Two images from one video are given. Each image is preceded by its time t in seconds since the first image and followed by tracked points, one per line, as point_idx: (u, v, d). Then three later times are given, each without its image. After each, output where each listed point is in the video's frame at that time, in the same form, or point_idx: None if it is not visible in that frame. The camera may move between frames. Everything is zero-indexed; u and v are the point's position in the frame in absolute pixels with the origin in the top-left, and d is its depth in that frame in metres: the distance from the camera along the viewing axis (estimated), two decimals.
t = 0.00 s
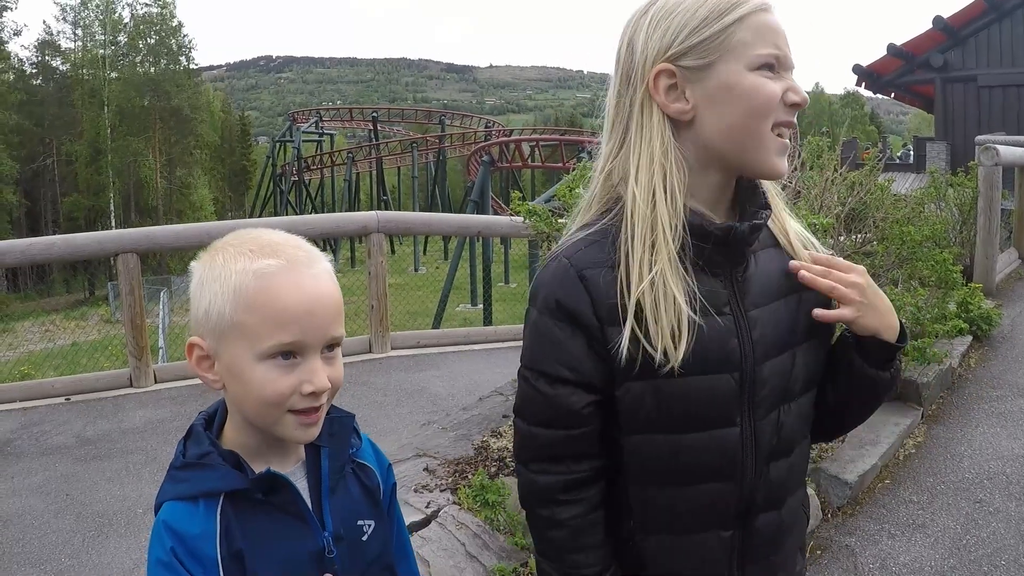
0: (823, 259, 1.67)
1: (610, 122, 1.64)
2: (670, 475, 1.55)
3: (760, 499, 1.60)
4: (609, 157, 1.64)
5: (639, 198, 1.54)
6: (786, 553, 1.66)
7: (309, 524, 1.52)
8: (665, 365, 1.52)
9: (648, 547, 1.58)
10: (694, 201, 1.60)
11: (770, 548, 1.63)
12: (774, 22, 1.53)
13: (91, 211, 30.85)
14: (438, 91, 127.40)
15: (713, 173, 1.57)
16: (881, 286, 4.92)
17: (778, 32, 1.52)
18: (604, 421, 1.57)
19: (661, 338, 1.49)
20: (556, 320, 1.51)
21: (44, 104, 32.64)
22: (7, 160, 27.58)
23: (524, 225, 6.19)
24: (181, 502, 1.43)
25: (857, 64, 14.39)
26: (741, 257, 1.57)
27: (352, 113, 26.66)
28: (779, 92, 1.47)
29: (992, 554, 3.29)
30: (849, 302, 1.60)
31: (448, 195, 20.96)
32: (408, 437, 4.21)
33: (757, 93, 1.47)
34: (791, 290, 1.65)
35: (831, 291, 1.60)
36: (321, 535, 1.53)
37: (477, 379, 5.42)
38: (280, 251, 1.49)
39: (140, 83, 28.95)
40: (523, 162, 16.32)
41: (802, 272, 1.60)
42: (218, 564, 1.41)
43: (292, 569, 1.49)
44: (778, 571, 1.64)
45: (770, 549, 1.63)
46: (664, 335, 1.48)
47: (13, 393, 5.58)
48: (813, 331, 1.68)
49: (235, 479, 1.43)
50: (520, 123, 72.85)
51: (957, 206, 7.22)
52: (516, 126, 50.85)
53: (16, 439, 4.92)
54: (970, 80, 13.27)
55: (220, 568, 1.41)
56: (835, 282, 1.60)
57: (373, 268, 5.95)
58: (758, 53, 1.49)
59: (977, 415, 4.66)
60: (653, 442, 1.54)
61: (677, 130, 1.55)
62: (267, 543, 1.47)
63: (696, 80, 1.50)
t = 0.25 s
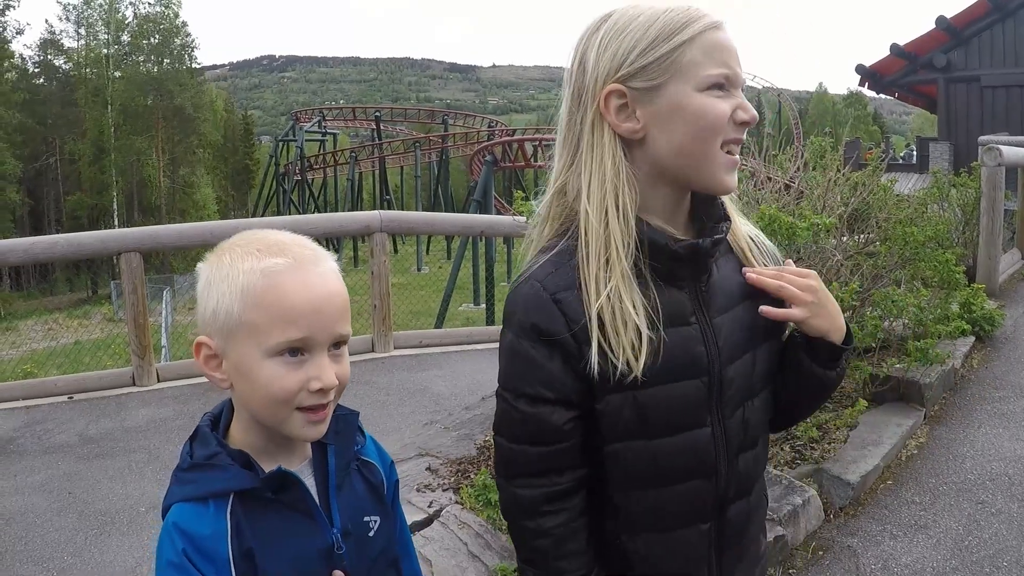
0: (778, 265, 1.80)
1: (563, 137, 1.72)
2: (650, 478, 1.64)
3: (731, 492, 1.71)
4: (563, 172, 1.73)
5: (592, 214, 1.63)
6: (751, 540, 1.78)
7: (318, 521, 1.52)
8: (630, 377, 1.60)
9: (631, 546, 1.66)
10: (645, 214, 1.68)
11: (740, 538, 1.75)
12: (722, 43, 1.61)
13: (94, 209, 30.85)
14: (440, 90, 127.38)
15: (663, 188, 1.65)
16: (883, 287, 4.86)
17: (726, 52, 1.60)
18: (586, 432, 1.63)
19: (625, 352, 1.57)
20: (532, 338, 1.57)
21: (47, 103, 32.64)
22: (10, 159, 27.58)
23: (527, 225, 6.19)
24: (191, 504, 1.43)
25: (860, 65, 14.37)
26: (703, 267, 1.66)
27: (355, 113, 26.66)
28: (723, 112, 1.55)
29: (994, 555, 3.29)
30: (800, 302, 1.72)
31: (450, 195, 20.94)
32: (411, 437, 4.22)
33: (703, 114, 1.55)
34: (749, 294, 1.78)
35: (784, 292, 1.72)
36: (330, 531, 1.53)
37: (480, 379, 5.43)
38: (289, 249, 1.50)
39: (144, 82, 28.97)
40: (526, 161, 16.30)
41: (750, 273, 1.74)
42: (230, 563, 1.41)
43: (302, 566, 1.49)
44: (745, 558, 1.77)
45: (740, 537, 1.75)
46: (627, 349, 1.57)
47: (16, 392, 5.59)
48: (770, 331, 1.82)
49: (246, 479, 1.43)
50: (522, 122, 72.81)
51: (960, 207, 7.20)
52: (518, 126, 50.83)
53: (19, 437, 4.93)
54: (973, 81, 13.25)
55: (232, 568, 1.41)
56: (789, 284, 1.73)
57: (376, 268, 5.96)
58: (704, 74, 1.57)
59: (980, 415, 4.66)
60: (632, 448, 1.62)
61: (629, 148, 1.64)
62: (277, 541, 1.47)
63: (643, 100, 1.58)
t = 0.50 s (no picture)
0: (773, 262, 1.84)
1: (565, 136, 1.74)
2: (649, 475, 1.65)
3: (724, 488, 1.74)
4: (564, 171, 1.74)
5: (589, 214, 1.64)
6: (742, 536, 1.81)
7: (326, 519, 1.52)
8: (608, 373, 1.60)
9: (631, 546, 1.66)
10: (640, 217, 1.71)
11: (734, 534, 1.78)
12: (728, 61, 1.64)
13: (98, 208, 30.88)
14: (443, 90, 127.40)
15: (659, 196, 1.68)
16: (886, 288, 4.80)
17: (731, 71, 1.64)
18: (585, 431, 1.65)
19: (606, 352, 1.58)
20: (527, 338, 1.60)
21: (50, 101, 32.66)
22: (14, 157, 27.61)
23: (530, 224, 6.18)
24: (199, 502, 1.43)
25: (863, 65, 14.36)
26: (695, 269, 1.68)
27: (358, 112, 26.68)
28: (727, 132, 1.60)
29: (997, 557, 3.29)
30: (799, 301, 1.79)
31: (453, 194, 20.94)
32: (413, 436, 4.22)
33: (710, 130, 1.59)
34: (741, 295, 1.82)
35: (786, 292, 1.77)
36: (338, 530, 1.53)
37: (482, 379, 5.42)
38: (297, 247, 1.50)
39: (147, 81, 29.00)
40: (529, 161, 16.30)
41: (754, 272, 1.77)
42: (239, 562, 1.42)
43: (310, 565, 1.49)
44: (738, 555, 1.79)
45: (733, 534, 1.77)
46: (610, 352, 1.58)
47: (19, 390, 5.60)
48: (760, 329, 1.86)
49: (255, 478, 1.44)
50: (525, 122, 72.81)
51: (964, 207, 7.20)
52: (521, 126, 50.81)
53: (22, 436, 4.94)
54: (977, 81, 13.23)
55: (240, 566, 1.42)
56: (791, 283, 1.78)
57: (378, 267, 5.96)
58: (713, 91, 1.60)
59: (983, 417, 4.65)
60: (630, 448, 1.64)
61: (632, 154, 1.66)
62: (286, 539, 1.48)
63: (653, 111, 1.61)
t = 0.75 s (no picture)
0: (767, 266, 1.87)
1: (579, 131, 1.73)
2: (649, 472, 1.64)
3: (724, 489, 1.74)
4: (576, 166, 1.73)
5: (602, 210, 1.65)
6: (743, 538, 1.80)
7: (330, 516, 1.52)
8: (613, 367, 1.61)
9: (629, 543, 1.66)
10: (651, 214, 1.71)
11: (734, 535, 1.77)
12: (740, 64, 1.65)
13: (102, 207, 30.92)
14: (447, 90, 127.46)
15: (668, 195, 1.69)
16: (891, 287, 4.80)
17: (743, 75, 1.65)
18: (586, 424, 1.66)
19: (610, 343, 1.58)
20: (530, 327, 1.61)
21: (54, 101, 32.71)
22: (18, 156, 27.65)
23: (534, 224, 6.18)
24: (204, 497, 1.43)
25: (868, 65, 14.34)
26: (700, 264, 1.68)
27: (362, 112, 26.69)
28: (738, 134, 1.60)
29: (1000, 558, 3.28)
30: (793, 300, 1.81)
31: (456, 194, 20.94)
32: (416, 436, 4.22)
33: (722, 132, 1.59)
34: (741, 294, 1.82)
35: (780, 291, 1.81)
36: (342, 528, 1.54)
37: (486, 378, 5.42)
38: (307, 243, 1.50)
39: (151, 80, 29.05)
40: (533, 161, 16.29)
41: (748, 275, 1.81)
42: (242, 559, 1.42)
43: (314, 563, 1.49)
44: (739, 557, 1.79)
45: (734, 535, 1.77)
46: (615, 344, 1.58)
47: (22, 388, 5.61)
48: (760, 330, 1.86)
49: (260, 474, 1.44)
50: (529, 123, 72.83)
51: (968, 208, 7.18)
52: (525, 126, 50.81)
53: (26, 434, 4.95)
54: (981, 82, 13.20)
55: (244, 563, 1.42)
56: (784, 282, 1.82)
57: (382, 267, 5.97)
58: (726, 94, 1.61)
59: (986, 418, 4.64)
60: (631, 444, 1.64)
61: (645, 152, 1.66)
62: (291, 536, 1.48)
63: (667, 110, 1.61)
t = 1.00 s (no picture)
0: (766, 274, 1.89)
1: (589, 127, 1.72)
2: (643, 471, 1.65)
3: (720, 490, 1.74)
4: (584, 162, 1.73)
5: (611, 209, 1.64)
6: (739, 540, 1.79)
7: (334, 513, 1.53)
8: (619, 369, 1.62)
9: (624, 542, 1.66)
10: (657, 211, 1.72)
11: (731, 536, 1.77)
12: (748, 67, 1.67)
13: (105, 206, 30.96)
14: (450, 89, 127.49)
15: (673, 193, 1.70)
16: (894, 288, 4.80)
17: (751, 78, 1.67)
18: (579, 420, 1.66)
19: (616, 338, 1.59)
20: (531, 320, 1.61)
21: (57, 99, 32.75)
22: (22, 154, 27.68)
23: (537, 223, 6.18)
24: (208, 493, 1.43)
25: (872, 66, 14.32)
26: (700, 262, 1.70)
27: (365, 111, 26.70)
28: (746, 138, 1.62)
29: (1002, 559, 3.28)
30: (791, 305, 1.83)
31: (460, 193, 20.94)
32: (418, 435, 4.22)
33: (731, 134, 1.61)
34: (738, 294, 1.83)
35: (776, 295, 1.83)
36: (345, 524, 1.54)
37: (488, 377, 5.42)
38: (314, 239, 1.51)
39: (155, 79, 29.08)
40: (536, 160, 16.28)
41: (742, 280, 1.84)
42: (246, 554, 1.42)
43: (316, 559, 1.50)
44: (735, 559, 1.78)
45: (730, 537, 1.77)
46: (620, 340, 1.58)
47: (26, 385, 5.62)
48: (757, 330, 1.86)
49: (265, 469, 1.44)
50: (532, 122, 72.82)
51: (971, 209, 7.17)
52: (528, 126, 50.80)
53: (29, 431, 4.96)
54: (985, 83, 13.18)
55: (247, 558, 1.42)
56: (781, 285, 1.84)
57: (385, 265, 5.97)
58: (735, 97, 1.62)
59: (989, 419, 4.64)
60: (626, 441, 1.64)
61: (654, 150, 1.67)
62: (294, 532, 1.48)
63: (678, 110, 1.61)
